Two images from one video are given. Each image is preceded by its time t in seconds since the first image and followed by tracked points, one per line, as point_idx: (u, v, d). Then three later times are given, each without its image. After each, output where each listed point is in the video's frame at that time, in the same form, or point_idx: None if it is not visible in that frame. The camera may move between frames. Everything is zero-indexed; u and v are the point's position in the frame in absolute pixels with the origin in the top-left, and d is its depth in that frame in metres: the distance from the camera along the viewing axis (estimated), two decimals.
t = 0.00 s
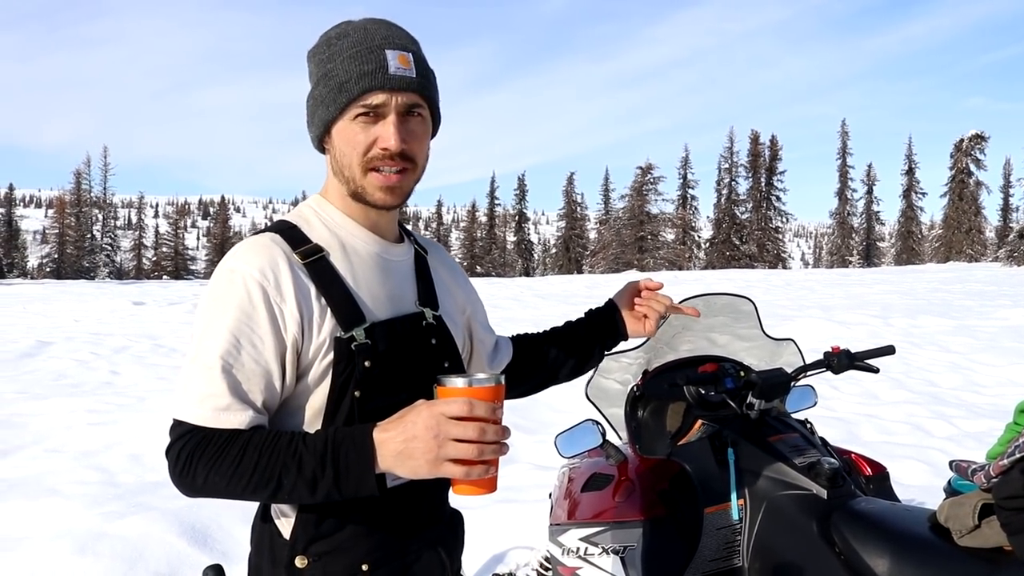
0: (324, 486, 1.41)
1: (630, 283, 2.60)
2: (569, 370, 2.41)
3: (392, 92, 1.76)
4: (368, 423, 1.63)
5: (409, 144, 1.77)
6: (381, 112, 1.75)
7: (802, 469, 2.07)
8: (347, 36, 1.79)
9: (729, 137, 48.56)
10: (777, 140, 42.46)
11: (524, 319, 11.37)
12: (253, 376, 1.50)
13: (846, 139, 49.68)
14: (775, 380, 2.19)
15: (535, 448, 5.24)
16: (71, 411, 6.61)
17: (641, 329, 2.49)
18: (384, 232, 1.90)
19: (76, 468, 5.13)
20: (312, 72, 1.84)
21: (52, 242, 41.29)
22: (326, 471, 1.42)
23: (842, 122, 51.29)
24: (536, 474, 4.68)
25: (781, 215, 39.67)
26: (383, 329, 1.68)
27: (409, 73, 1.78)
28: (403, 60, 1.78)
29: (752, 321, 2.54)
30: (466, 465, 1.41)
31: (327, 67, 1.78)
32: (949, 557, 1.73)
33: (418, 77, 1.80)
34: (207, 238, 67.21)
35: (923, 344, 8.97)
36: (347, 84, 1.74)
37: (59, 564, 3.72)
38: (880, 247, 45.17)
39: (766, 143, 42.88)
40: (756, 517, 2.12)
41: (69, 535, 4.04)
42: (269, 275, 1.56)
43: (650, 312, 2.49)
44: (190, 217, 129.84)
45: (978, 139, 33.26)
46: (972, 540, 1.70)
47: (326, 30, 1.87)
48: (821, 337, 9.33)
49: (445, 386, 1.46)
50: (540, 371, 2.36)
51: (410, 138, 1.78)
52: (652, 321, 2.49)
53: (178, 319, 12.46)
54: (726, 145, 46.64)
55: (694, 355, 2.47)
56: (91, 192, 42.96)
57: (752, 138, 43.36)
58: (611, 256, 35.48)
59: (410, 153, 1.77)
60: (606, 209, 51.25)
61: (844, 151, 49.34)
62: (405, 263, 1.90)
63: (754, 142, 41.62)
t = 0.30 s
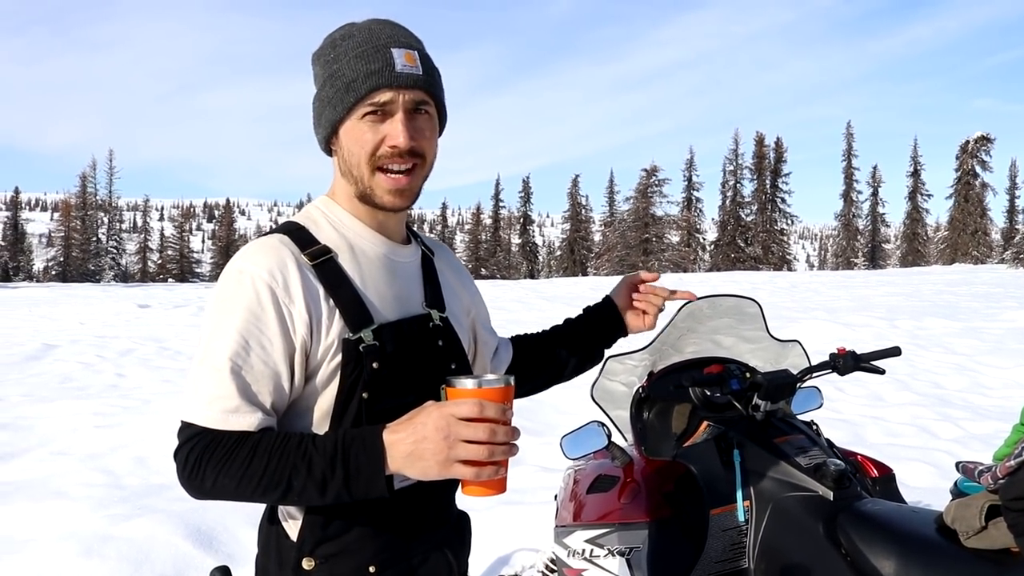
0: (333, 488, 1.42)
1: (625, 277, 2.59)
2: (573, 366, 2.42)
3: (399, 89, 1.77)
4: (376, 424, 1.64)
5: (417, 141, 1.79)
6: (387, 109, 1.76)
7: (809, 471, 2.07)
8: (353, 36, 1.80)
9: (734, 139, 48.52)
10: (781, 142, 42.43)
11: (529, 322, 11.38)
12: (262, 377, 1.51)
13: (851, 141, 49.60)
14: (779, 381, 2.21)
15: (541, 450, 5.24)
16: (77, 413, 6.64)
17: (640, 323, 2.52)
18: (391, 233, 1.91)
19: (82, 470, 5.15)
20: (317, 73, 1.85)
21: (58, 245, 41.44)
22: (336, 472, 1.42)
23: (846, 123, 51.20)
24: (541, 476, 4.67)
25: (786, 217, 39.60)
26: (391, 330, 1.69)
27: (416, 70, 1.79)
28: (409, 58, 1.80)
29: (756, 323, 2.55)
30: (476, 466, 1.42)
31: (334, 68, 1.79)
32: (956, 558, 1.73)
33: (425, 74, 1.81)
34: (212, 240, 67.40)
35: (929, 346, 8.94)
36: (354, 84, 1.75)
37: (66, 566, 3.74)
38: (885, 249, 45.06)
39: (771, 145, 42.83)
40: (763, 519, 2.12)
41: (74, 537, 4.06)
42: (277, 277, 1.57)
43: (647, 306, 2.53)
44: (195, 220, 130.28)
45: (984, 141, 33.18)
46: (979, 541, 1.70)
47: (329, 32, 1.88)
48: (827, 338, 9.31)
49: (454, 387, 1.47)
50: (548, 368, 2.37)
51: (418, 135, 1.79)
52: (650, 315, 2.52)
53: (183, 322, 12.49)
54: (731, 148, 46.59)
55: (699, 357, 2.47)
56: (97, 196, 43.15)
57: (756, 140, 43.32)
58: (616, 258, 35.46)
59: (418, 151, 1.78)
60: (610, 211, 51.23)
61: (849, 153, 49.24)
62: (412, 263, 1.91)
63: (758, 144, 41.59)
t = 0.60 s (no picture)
0: (334, 487, 1.42)
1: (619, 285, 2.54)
2: (566, 366, 2.39)
3: (442, 92, 1.81)
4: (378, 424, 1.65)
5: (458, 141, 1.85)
6: (436, 112, 1.78)
7: (812, 470, 2.07)
8: (381, 40, 1.77)
9: (736, 139, 48.48)
10: (784, 142, 42.41)
11: (532, 322, 11.38)
12: (263, 375, 1.51)
13: (854, 142, 49.56)
14: (783, 381, 2.20)
15: (543, 450, 5.24)
16: (80, 414, 6.65)
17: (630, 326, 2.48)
18: (393, 233, 1.91)
19: (85, 471, 5.17)
20: (339, 79, 1.76)
21: (62, 246, 41.53)
22: (337, 471, 1.43)
23: (848, 123, 51.17)
24: (544, 476, 4.68)
25: (789, 217, 39.57)
26: (391, 329, 1.69)
27: (448, 72, 1.84)
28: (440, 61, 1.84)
29: (760, 323, 2.54)
30: (476, 465, 1.42)
31: (370, 74, 1.74)
32: (960, 557, 1.72)
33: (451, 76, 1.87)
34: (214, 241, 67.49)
35: (932, 346, 8.92)
36: (404, 89, 1.74)
37: (69, 566, 3.75)
38: (888, 249, 45.02)
39: (773, 145, 42.79)
40: (765, 518, 2.12)
41: (78, 537, 4.08)
42: (278, 276, 1.57)
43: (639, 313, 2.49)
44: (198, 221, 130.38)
45: (987, 141, 33.12)
46: (983, 541, 1.69)
47: (338, 35, 1.78)
48: (830, 338, 9.30)
49: (455, 387, 1.47)
50: (545, 367, 2.35)
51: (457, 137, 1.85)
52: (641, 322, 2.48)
53: (186, 322, 12.51)
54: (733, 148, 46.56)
55: (701, 357, 2.48)
56: (99, 197, 43.26)
57: (759, 140, 43.28)
58: (618, 258, 35.45)
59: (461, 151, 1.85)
60: (612, 211, 51.22)
61: (852, 153, 49.15)
62: (413, 263, 1.91)
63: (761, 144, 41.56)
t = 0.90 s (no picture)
0: (339, 487, 1.43)
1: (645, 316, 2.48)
2: (581, 383, 2.37)
3: (456, 97, 1.85)
4: (379, 421, 1.65)
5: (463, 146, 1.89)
6: (449, 115, 1.81)
7: (815, 468, 2.08)
8: (404, 39, 1.78)
9: (739, 137, 48.43)
10: (786, 140, 42.37)
11: (534, 321, 11.39)
12: (264, 377, 1.51)
13: (857, 141, 49.50)
14: (785, 379, 2.20)
15: (545, 448, 5.24)
16: (83, 412, 6.67)
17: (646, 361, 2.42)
18: (388, 230, 1.92)
19: (88, 468, 5.18)
20: (358, 72, 1.74)
21: (65, 244, 41.60)
22: (342, 471, 1.43)
23: (852, 123, 51.06)
24: (546, 474, 4.68)
25: (791, 216, 39.53)
26: (390, 326, 1.70)
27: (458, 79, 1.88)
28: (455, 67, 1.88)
29: (762, 322, 2.55)
30: (481, 461, 1.42)
31: (391, 71, 1.74)
32: (962, 556, 1.72)
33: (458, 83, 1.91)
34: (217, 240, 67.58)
35: (935, 345, 8.91)
36: (424, 91, 1.76)
37: (72, 563, 3.76)
38: (890, 249, 44.97)
39: (776, 144, 42.72)
40: (768, 516, 2.12)
41: (80, 534, 4.08)
42: (277, 277, 1.57)
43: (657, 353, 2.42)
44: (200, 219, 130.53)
45: (990, 140, 33.05)
46: (986, 540, 1.68)
47: (356, 30, 1.78)
48: (832, 337, 9.29)
49: (457, 383, 1.47)
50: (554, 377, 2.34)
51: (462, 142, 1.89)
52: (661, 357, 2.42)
53: (188, 320, 12.53)
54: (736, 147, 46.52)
55: (702, 355, 2.47)
56: (102, 195, 43.31)
57: (762, 139, 43.23)
58: (621, 257, 35.46)
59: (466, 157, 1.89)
60: (614, 210, 51.21)
61: (855, 152, 49.05)
62: (410, 261, 1.92)
63: (764, 143, 41.53)
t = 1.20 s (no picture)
0: (340, 484, 1.43)
1: (628, 293, 2.55)
2: (572, 369, 2.39)
3: (457, 93, 1.85)
4: (382, 420, 1.65)
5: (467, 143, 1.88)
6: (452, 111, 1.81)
7: (816, 467, 2.07)
8: (405, 36, 1.79)
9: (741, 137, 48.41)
10: (789, 140, 42.34)
11: (537, 320, 11.38)
12: (269, 373, 1.52)
13: (859, 140, 49.42)
14: (788, 379, 2.21)
15: (548, 448, 5.24)
16: (86, 411, 6.69)
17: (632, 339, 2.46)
18: (394, 229, 1.91)
19: (91, 468, 5.19)
20: (360, 70, 1.75)
21: (68, 244, 41.70)
22: (343, 469, 1.43)
23: (854, 122, 50.96)
24: (549, 474, 4.68)
25: (794, 215, 39.50)
26: (395, 326, 1.70)
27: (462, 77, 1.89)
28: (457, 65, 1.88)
29: (765, 321, 2.55)
30: (483, 461, 1.42)
31: (393, 67, 1.75)
32: (965, 556, 1.72)
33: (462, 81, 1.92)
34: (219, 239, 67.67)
35: (937, 344, 8.90)
36: (426, 87, 1.76)
37: (75, 562, 3.77)
38: (893, 248, 44.92)
39: (779, 143, 42.67)
40: (770, 515, 2.12)
41: (84, 534, 4.09)
42: (282, 274, 1.57)
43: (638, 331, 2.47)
44: (202, 219, 130.62)
45: (993, 139, 33.01)
46: (989, 539, 1.69)
47: (358, 29, 1.79)
48: (835, 336, 9.29)
49: (460, 384, 1.47)
50: (550, 368, 2.35)
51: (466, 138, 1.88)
52: (647, 334, 2.46)
53: (191, 320, 12.56)
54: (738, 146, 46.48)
55: (706, 355, 2.47)
56: (105, 195, 43.37)
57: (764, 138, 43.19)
58: (623, 256, 35.46)
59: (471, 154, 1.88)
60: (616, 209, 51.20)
61: (857, 151, 48.99)
62: (416, 260, 1.92)
63: (766, 142, 41.47)
